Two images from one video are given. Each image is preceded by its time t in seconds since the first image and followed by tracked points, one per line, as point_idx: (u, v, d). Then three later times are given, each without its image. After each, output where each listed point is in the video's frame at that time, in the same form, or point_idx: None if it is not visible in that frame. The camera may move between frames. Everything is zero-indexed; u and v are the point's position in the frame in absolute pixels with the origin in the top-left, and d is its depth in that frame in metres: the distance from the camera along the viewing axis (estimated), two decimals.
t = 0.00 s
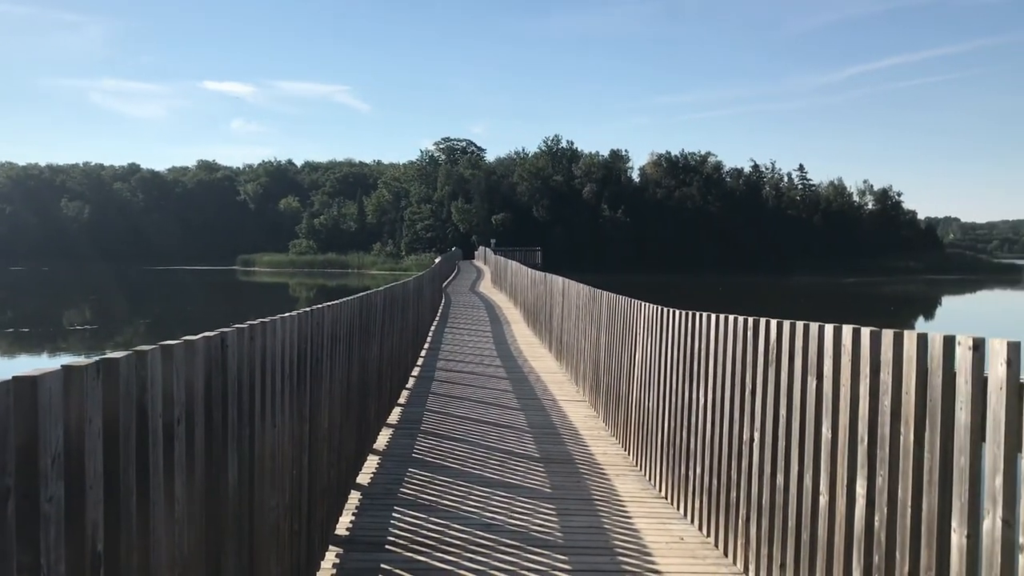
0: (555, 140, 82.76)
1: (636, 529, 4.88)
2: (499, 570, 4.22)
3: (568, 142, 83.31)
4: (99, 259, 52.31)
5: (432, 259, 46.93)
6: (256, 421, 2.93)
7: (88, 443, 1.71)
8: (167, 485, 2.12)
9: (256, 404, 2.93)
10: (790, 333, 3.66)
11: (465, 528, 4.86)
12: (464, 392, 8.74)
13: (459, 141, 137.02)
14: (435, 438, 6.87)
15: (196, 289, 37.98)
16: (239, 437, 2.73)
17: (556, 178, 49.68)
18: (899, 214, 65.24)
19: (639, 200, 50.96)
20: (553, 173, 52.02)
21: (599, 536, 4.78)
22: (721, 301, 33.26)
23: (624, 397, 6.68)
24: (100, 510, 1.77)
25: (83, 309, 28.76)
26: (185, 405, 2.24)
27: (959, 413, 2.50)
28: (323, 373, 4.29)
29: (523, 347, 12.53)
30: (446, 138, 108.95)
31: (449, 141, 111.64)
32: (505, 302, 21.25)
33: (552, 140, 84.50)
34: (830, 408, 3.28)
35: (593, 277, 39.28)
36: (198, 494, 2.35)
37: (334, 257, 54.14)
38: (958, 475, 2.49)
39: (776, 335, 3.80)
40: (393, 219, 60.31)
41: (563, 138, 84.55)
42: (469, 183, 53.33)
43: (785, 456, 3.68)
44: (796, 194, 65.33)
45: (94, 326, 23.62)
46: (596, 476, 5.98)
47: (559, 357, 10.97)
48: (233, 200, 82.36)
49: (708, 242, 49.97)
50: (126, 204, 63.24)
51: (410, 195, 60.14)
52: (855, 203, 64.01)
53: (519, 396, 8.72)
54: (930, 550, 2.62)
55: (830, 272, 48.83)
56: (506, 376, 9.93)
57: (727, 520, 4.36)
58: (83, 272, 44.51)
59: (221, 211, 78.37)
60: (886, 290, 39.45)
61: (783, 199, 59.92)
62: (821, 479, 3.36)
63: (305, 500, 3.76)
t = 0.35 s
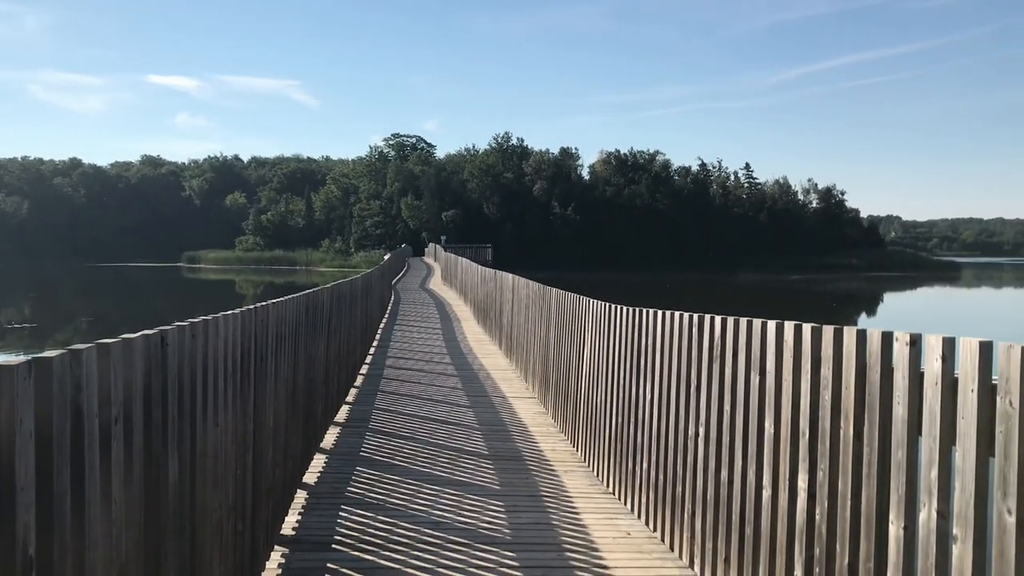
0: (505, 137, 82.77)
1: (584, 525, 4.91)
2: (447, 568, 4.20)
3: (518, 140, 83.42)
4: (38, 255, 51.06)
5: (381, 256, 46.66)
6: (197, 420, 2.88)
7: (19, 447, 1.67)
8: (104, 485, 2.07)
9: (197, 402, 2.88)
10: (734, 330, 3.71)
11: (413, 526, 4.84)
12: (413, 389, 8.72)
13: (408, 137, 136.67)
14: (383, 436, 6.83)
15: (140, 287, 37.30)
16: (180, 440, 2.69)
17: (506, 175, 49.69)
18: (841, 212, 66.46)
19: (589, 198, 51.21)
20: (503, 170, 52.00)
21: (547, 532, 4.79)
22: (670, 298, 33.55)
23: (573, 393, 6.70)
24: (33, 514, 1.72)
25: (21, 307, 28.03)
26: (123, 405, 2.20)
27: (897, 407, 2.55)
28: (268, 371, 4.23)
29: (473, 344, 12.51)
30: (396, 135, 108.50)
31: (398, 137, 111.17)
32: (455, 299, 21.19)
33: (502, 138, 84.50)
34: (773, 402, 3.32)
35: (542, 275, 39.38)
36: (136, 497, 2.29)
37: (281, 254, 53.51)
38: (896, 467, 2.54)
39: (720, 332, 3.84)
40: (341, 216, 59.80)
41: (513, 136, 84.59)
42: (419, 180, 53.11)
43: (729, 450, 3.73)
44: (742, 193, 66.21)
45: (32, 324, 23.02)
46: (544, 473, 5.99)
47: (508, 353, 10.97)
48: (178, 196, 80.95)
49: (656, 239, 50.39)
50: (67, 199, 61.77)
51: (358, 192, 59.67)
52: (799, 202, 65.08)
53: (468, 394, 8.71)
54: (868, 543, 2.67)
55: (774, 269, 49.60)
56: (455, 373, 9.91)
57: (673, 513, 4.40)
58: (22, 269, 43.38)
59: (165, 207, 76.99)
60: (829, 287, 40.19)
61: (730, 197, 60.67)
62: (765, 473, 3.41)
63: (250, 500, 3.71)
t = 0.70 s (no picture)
0: (460, 136, 82.67)
1: (538, 523, 4.91)
2: (399, 568, 4.18)
3: (472, 139, 83.39)
4: None
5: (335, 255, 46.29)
6: (144, 425, 2.83)
7: None
8: (43, 491, 2.02)
9: (143, 405, 2.82)
10: (685, 327, 3.73)
11: (365, 526, 4.82)
12: (366, 389, 8.66)
13: (361, 136, 135.99)
14: (335, 436, 6.78)
15: (87, 286, 36.58)
16: (124, 444, 2.63)
17: (461, 175, 49.61)
18: (791, 212, 67.43)
19: (544, 197, 51.37)
20: (458, 169, 51.93)
21: (500, 531, 4.79)
22: (624, 296, 33.76)
23: (527, 391, 6.72)
24: None
25: None
26: (64, 407, 2.14)
27: (841, 402, 2.59)
28: (216, 372, 4.17)
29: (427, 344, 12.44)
30: (349, 134, 107.77)
31: (352, 136, 110.43)
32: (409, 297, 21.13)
33: (457, 136, 84.30)
34: (722, 399, 3.35)
35: (496, 275, 39.35)
36: (80, 503, 2.24)
37: (233, 253, 52.84)
38: (841, 463, 2.57)
39: (671, 329, 3.87)
40: (294, 215, 59.22)
41: (467, 135, 84.49)
42: (373, 179, 52.76)
43: (680, 447, 3.76)
44: (694, 192, 66.91)
45: None
46: (499, 472, 5.98)
47: (463, 352, 10.94)
48: (125, 196, 79.61)
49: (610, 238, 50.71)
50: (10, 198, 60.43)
51: (312, 190, 59.11)
52: (750, 202, 65.92)
53: (423, 393, 8.68)
54: (815, 537, 2.70)
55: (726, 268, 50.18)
56: (410, 372, 9.87)
57: (626, 509, 4.42)
58: None
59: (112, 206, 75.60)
60: (780, 285, 40.76)
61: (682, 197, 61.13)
62: (714, 469, 3.44)
63: (198, 502, 3.64)
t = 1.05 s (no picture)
0: (416, 136, 82.37)
1: (492, 523, 4.91)
2: (353, 570, 4.15)
3: (428, 138, 83.12)
4: None
5: (289, 255, 45.87)
6: (89, 428, 2.77)
7: None
8: None
9: (88, 408, 2.77)
10: (637, 327, 3.76)
11: (319, 528, 4.78)
12: (319, 389, 8.60)
13: (316, 135, 135.03)
14: (288, 438, 6.71)
15: (35, 287, 35.83)
16: (68, 448, 2.58)
17: (417, 174, 49.43)
18: (745, 212, 68.20)
19: (500, 196, 51.37)
20: (414, 168, 51.73)
21: (455, 531, 4.78)
22: (580, 296, 33.86)
23: (483, 391, 6.71)
24: None
25: None
26: (2, 411, 2.10)
27: (788, 400, 2.63)
28: (165, 374, 4.10)
29: (382, 344, 12.37)
30: (304, 133, 106.85)
31: (306, 135, 109.43)
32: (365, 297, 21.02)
33: (413, 135, 84.03)
34: (673, 398, 3.38)
35: (453, 275, 39.25)
36: (21, 510, 2.20)
37: (185, 253, 52.12)
38: (791, 459, 2.61)
39: (624, 327, 3.89)
40: (248, 214, 58.59)
41: (424, 134, 84.25)
42: (328, 178, 52.34)
43: (633, 445, 3.78)
44: (650, 192, 67.37)
45: None
46: (453, 472, 5.97)
47: (418, 353, 10.90)
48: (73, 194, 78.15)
49: (566, 237, 50.87)
50: None
51: (265, 189, 58.51)
52: (704, 202, 66.54)
53: (378, 394, 8.63)
54: (764, 531, 2.74)
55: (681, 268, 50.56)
56: (364, 373, 9.81)
57: (580, 509, 4.44)
58: None
59: (60, 205, 74.17)
60: (734, 284, 41.18)
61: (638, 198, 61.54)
62: (666, 466, 3.46)
63: (146, 506, 3.59)
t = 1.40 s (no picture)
0: (368, 134, 81.90)
1: (443, 523, 4.89)
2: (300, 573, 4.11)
3: (380, 137, 82.71)
4: None
5: (238, 254, 45.31)
6: (23, 431, 2.70)
7: None
8: None
9: (23, 413, 2.69)
10: (587, 327, 3.77)
11: (266, 531, 4.71)
12: (268, 390, 8.49)
13: (266, 132, 133.70)
14: (236, 439, 6.62)
15: None
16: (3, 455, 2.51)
17: (369, 173, 49.13)
18: (695, 212, 68.91)
19: (452, 196, 51.28)
20: (366, 167, 51.39)
21: (405, 531, 4.75)
22: (532, 295, 33.91)
23: (434, 392, 6.68)
24: None
25: None
26: None
27: (733, 399, 2.66)
28: (107, 375, 4.02)
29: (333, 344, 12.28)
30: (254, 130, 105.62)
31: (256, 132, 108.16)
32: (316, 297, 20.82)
33: (365, 134, 83.53)
34: (622, 397, 3.40)
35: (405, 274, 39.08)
36: None
37: (132, 252, 51.21)
38: (735, 457, 2.64)
39: (573, 326, 3.90)
40: (196, 213, 57.76)
41: (376, 133, 83.80)
42: (278, 175, 51.75)
43: (582, 445, 3.79)
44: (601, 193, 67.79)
45: None
46: (404, 472, 5.94)
47: (369, 353, 10.81)
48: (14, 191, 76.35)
49: (518, 237, 50.93)
50: None
51: (214, 187, 57.70)
52: (655, 202, 67.11)
53: (328, 394, 8.54)
54: (710, 529, 2.76)
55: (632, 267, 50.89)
56: (313, 373, 9.72)
57: (530, 508, 4.44)
58: None
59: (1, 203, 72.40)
60: (684, 283, 41.57)
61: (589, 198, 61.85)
62: (615, 465, 3.48)
63: (86, 509, 3.51)
